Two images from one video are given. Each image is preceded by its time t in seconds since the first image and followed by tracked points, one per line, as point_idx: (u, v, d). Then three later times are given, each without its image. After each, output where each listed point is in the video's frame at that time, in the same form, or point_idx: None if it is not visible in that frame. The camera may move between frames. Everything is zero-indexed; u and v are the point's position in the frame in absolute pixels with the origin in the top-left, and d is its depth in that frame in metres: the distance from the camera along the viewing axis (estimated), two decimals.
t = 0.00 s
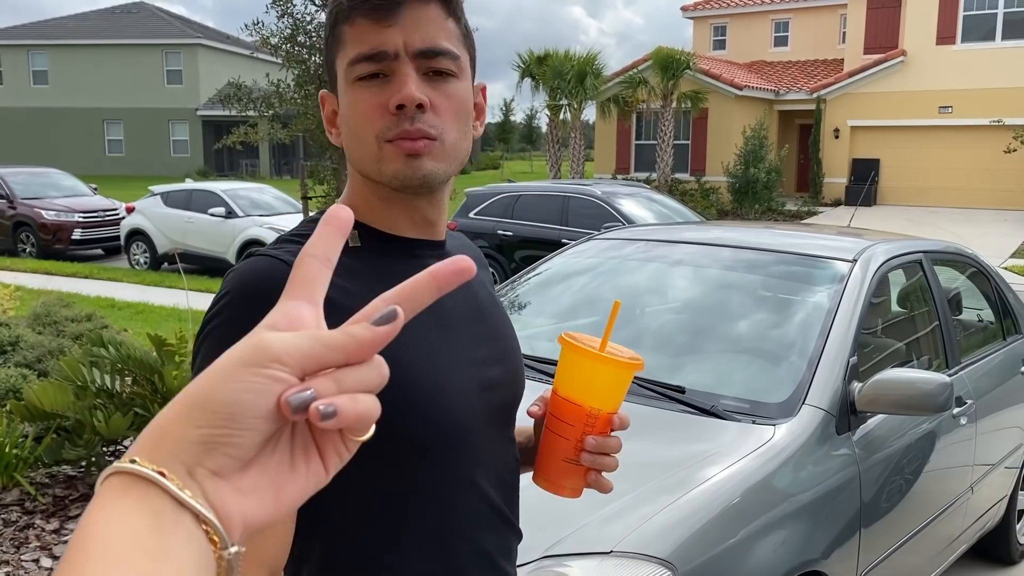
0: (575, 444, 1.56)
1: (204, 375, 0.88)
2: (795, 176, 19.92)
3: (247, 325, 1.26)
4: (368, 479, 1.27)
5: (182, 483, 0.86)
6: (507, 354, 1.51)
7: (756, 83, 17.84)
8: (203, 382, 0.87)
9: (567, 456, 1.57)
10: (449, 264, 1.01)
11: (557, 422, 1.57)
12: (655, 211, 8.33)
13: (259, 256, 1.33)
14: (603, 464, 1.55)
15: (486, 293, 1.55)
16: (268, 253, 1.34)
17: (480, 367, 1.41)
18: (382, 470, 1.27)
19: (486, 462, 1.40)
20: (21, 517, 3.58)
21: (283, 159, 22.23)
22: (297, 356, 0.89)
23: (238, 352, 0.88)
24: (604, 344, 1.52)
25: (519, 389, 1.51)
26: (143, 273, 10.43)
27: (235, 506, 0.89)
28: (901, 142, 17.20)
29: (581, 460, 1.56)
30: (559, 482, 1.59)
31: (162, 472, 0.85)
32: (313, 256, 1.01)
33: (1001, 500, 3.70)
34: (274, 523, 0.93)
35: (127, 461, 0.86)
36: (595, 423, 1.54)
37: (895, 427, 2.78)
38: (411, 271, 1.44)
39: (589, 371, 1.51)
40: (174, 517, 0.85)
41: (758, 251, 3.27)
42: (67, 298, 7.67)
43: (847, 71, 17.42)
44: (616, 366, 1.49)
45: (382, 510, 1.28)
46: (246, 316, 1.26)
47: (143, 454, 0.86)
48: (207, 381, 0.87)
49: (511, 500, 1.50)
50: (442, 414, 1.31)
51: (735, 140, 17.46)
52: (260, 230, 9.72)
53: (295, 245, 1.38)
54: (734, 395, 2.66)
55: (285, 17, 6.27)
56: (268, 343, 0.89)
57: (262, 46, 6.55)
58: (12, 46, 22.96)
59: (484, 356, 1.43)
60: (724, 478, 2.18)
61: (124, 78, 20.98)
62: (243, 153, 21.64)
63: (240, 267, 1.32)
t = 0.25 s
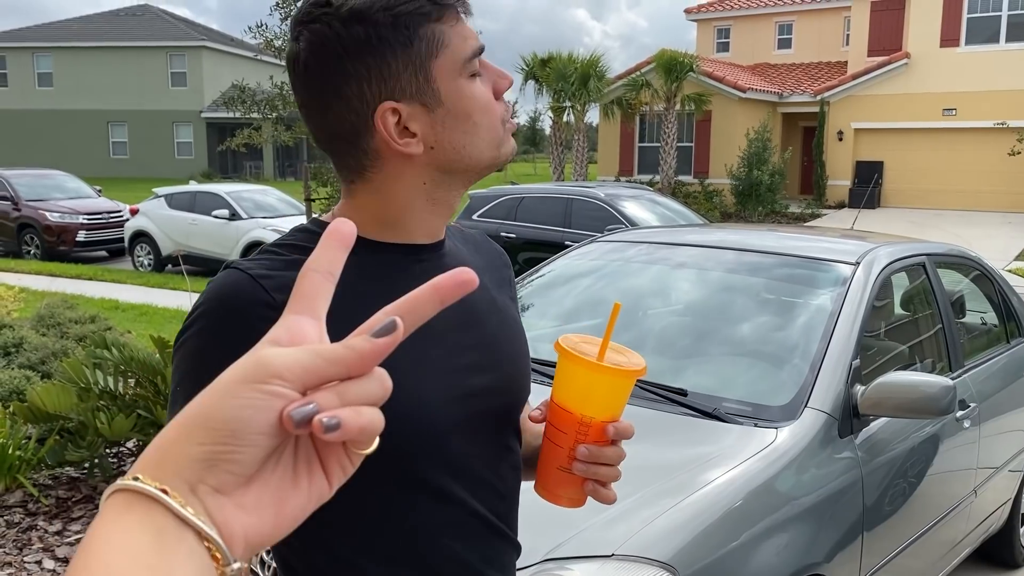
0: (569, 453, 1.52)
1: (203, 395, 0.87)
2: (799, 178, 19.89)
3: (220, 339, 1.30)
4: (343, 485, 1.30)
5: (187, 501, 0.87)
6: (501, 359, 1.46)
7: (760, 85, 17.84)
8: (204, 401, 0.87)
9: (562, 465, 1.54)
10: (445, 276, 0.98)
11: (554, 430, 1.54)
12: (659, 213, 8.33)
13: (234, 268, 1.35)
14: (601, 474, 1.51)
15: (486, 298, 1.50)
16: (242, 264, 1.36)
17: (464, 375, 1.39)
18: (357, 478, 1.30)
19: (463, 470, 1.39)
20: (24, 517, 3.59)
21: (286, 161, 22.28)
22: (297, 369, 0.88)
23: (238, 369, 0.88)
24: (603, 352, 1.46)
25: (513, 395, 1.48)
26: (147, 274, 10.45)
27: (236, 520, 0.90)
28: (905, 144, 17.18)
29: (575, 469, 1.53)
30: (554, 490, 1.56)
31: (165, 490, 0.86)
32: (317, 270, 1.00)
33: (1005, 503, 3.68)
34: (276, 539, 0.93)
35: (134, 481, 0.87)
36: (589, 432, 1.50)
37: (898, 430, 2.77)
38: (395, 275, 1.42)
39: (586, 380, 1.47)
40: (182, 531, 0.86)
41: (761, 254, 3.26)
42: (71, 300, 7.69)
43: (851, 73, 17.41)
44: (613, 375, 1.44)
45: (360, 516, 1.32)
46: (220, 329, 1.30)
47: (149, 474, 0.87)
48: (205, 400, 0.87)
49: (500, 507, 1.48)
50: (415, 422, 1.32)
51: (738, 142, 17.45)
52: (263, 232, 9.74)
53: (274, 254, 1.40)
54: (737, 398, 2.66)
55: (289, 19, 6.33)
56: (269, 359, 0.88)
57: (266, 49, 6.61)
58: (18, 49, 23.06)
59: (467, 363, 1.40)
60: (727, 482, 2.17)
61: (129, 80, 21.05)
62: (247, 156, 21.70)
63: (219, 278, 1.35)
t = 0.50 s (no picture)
0: (546, 465, 1.45)
1: (184, 412, 0.89)
2: (804, 182, 19.87)
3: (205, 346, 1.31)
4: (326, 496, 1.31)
5: (159, 524, 0.87)
6: (494, 371, 1.46)
7: (765, 89, 17.83)
8: (181, 420, 0.88)
9: (540, 478, 1.47)
10: (425, 306, 1.02)
11: (530, 441, 1.47)
12: (663, 217, 8.33)
13: (223, 272, 1.36)
14: (578, 488, 1.44)
15: (482, 307, 1.51)
16: (232, 268, 1.37)
17: (455, 385, 1.40)
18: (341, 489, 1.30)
19: (448, 483, 1.38)
20: (28, 520, 3.60)
21: (292, 164, 22.34)
22: (274, 390, 0.90)
23: (219, 387, 0.89)
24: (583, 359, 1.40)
25: (508, 409, 1.49)
26: (152, 277, 10.48)
27: (207, 543, 0.90)
28: (910, 148, 17.16)
29: (552, 483, 1.46)
30: (534, 503, 1.50)
31: (138, 513, 0.86)
32: (296, 295, 1.03)
33: (1012, 509, 3.67)
34: (247, 563, 0.94)
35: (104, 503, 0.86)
36: (566, 442, 1.43)
37: (902, 436, 2.76)
38: (385, 285, 1.42)
39: (562, 390, 1.41)
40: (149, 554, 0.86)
41: (765, 258, 3.26)
42: (76, 302, 7.73)
43: (856, 77, 17.41)
44: (591, 383, 1.38)
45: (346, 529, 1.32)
46: (207, 334, 1.31)
47: (119, 495, 0.87)
48: (180, 418, 0.88)
49: (491, 520, 1.47)
50: (400, 431, 1.32)
51: (743, 146, 17.43)
52: (268, 235, 9.77)
53: (266, 257, 1.42)
54: (740, 403, 2.65)
55: (295, 23, 6.38)
56: (246, 379, 0.90)
57: (272, 52, 6.66)
58: (25, 52, 23.18)
59: (457, 374, 1.41)
60: (730, 488, 2.17)
61: (136, 84, 21.13)
62: (252, 158, 21.77)
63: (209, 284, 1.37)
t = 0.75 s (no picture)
0: (560, 482, 1.48)
1: (191, 419, 0.88)
2: (808, 185, 19.82)
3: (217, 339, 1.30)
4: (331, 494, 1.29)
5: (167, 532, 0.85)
6: (505, 373, 1.45)
7: (769, 92, 17.80)
8: (186, 429, 0.87)
9: (555, 495, 1.50)
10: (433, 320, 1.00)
11: (544, 459, 1.50)
12: (667, 220, 8.31)
13: (237, 267, 1.36)
14: (594, 504, 1.47)
15: (493, 307, 1.50)
16: (247, 264, 1.36)
17: (465, 387, 1.38)
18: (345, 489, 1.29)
19: (457, 485, 1.37)
20: (30, 523, 3.59)
21: (295, 166, 22.38)
22: (282, 399, 0.89)
23: (226, 396, 0.88)
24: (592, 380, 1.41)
25: (518, 412, 1.47)
26: (155, 279, 10.48)
27: (215, 553, 0.89)
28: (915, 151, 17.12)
29: (567, 499, 1.49)
30: (549, 517, 1.53)
31: (145, 521, 0.85)
32: (300, 305, 1.02)
33: (1018, 515, 3.64)
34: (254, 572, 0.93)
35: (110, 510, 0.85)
36: (580, 461, 1.45)
37: (908, 441, 2.74)
38: (396, 286, 1.41)
39: (571, 409, 1.42)
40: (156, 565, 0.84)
41: (770, 261, 3.24)
42: (79, 304, 7.75)
43: (860, 80, 17.38)
44: (597, 405, 1.39)
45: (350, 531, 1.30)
46: (219, 329, 1.30)
47: (127, 503, 0.86)
48: (184, 429, 0.88)
49: (499, 524, 1.46)
50: (406, 430, 1.31)
51: (747, 149, 17.40)
52: (272, 237, 9.77)
53: (280, 254, 1.41)
54: (745, 407, 2.64)
55: (298, 25, 6.40)
56: (255, 388, 0.89)
57: (275, 55, 6.70)
58: (30, 55, 23.25)
59: (467, 375, 1.39)
60: (735, 492, 2.15)
61: (140, 86, 21.17)
62: (256, 161, 21.81)
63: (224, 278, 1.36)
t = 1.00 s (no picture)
0: (584, 498, 1.47)
1: (192, 423, 0.88)
2: (815, 187, 19.79)
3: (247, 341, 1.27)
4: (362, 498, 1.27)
5: (164, 534, 0.85)
6: (520, 371, 1.45)
7: (775, 94, 17.78)
8: (185, 436, 0.87)
9: (577, 510, 1.49)
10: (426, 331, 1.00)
11: (563, 476, 1.49)
12: (673, 221, 8.30)
13: (259, 270, 1.33)
14: (614, 514, 1.47)
15: (503, 306, 1.50)
16: (269, 265, 1.34)
17: (485, 385, 1.38)
18: (376, 492, 1.27)
19: (479, 484, 1.36)
20: (37, 523, 3.60)
21: (302, 168, 22.44)
22: (282, 407, 0.89)
23: (225, 403, 0.89)
24: (606, 396, 1.41)
25: (532, 410, 1.47)
26: (162, 280, 10.52)
27: (213, 557, 0.89)
28: (922, 153, 17.08)
29: (591, 514, 1.48)
30: (569, 534, 1.52)
31: (144, 524, 0.85)
32: (301, 314, 1.01)
33: None
34: None
35: (110, 513, 0.86)
36: (603, 475, 1.45)
37: (915, 443, 2.73)
38: (417, 283, 1.39)
39: (591, 425, 1.42)
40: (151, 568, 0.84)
41: (776, 263, 3.24)
42: (86, 304, 7.78)
43: (867, 82, 17.35)
44: (617, 421, 1.39)
45: (380, 534, 1.28)
46: (247, 331, 1.27)
47: (127, 506, 0.86)
48: (189, 432, 0.88)
49: (518, 522, 1.46)
50: (439, 430, 1.29)
51: (753, 151, 17.38)
52: (278, 239, 9.79)
53: (301, 256, 1.39)
54: (751, 409, 2.63)
55: (304, 27, 6.44)
56: (253, 396, 0.89)
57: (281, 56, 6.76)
58: (38, 57, 23.36)
59: (488, 374, 1.39)
60: (742, 494, 2.15)
61: (147, 88, 21.25)
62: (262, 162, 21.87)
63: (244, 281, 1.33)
